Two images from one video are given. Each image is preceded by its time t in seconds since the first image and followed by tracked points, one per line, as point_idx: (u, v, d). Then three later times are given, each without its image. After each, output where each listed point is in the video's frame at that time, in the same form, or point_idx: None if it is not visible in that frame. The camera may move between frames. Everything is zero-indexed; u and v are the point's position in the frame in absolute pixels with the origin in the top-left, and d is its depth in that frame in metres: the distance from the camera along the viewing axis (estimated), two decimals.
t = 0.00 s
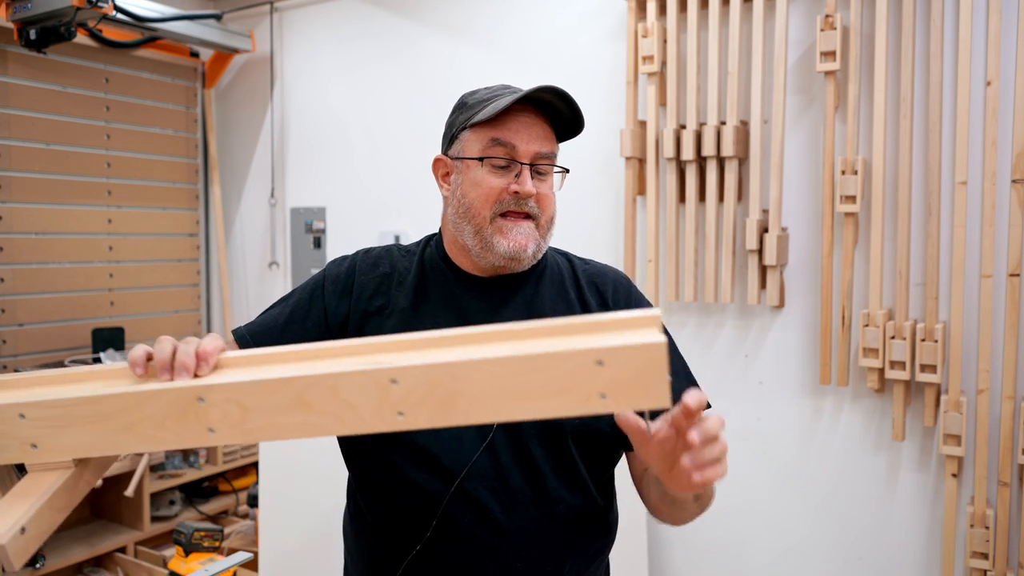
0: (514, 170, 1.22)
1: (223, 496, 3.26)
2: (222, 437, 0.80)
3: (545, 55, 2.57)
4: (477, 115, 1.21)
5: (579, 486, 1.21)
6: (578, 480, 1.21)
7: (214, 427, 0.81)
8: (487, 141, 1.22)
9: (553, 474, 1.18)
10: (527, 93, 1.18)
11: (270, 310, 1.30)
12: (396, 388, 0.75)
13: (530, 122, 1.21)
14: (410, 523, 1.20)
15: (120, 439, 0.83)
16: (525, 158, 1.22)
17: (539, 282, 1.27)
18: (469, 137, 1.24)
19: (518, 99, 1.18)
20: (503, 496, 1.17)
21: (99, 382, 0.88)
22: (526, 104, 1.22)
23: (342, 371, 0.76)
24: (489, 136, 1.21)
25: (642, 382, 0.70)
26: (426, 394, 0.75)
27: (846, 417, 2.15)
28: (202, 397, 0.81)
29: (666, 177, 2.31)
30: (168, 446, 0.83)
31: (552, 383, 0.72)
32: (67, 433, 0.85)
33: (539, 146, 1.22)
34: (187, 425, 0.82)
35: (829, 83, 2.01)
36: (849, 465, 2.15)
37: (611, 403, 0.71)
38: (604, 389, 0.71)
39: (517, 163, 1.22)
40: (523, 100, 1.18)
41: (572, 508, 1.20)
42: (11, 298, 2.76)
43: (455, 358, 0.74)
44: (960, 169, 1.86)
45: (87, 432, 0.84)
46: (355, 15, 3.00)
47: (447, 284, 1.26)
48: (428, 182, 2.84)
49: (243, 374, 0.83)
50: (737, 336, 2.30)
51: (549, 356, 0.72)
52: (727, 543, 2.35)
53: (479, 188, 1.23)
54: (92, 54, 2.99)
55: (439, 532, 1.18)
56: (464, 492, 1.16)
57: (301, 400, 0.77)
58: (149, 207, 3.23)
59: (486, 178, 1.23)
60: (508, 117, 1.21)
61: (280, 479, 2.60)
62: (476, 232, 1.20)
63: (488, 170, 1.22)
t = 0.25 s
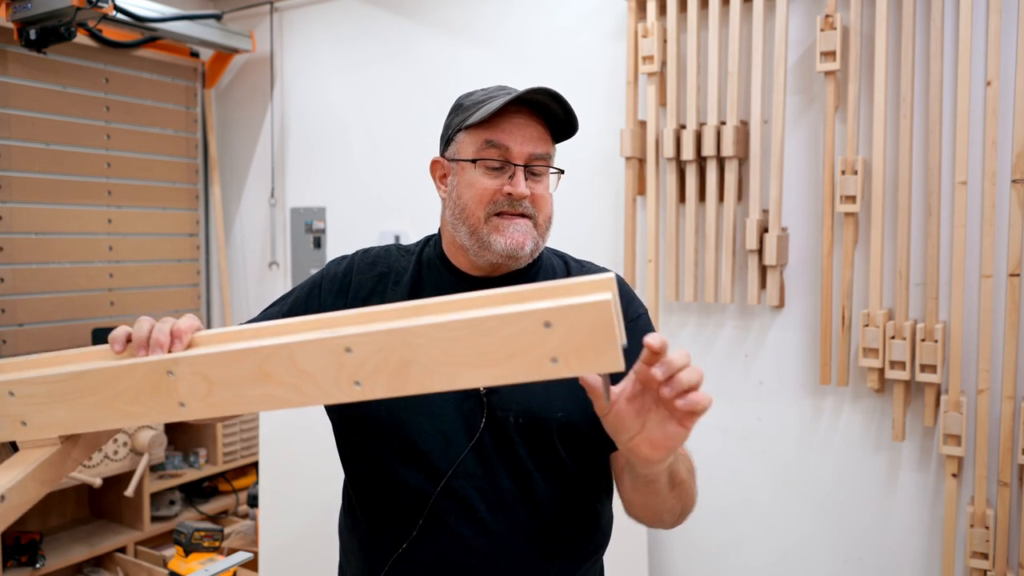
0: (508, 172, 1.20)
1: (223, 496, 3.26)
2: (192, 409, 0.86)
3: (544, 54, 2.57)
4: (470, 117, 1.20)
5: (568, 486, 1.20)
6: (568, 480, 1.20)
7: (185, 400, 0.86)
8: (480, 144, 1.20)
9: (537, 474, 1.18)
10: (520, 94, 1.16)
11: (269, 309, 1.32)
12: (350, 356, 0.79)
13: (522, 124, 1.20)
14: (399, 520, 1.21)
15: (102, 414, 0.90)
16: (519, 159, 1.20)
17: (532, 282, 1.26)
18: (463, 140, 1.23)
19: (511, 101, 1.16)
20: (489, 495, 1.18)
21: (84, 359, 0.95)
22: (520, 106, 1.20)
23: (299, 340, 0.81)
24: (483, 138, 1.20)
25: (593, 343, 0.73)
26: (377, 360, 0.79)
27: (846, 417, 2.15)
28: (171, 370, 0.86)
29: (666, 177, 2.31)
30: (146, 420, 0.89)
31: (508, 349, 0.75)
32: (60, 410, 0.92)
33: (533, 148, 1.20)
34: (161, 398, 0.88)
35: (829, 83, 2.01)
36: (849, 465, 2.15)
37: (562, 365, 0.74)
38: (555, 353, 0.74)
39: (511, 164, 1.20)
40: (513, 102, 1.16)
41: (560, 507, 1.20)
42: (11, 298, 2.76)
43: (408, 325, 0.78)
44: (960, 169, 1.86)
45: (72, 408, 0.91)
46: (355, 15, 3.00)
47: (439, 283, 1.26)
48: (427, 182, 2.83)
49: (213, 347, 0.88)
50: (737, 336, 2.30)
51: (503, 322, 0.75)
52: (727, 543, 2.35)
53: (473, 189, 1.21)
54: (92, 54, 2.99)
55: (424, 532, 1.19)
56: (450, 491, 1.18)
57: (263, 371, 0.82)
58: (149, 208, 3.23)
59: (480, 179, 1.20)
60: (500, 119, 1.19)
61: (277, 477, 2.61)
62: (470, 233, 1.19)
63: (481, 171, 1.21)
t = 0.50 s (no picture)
0: (500, 174, 1.20)
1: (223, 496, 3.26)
2: (174, 398, 0.86)
3: (544, 53, 2.57)
4: (462, 119, 1.20)
5: (557, 488, 1.19)
6: (557, 482, 1.19)
7: (168, 389, 0.87)
8: (472, 146, 1.20)
9: (526, 473, 1.17)
10: (510, 96, 1.16)
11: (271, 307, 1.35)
12: (328, 347, 0.79)
13: (514, 126, 1.19)
14: (388, 519, 1.22)
15: (87, 401, 0.91)
16: (511, 161, 1.20)
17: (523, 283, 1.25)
18: (456, 142, 1.23)
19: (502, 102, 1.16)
20: (476, 496, 1.18)
21: (76, 346, 0.96)
22: (513, 107, 1.20)
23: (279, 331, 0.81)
24: (475, 140, 1.20)
25: (564, 342, 0.72)
26: (354, 353, 0.78)
27: (846, 417, 2.15)
28: (156, 359, 0.87)
29: (666, 177, 2.32)
30: (129, 407, 0.89)
31: (481, 346, 0.74)
32: (50, 397, 0.93)
33: (525, 150, 1.20)
34: (144, 386, 0.88)
35: (829, 83, 2.01)
36: (850, 464, 2.15)
37: (534, 362, 0.73)
38: (528, 350, 0.73)
39: (503, 167, 1.20)
40: (504, 104, 1.16)
41: (548, 510, 1.19)
42: (11, 298, 2.76)
43: (385, 319, 0.77)
44: (961, 169, 1.86)
45: (59, 394, 0.92)
46: (355, 15, 3.00)
47: (433, 281, 1.26)
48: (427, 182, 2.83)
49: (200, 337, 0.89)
50: (737, 336, 2.30)
51: (478, 319, 0.74)
52: (727, 542, 2.35)
53: (465, 191, 1.21)
54: (92, 54, 2.99)
55: (411, 530, 1.19)
56: (438, 490, 1.18)
57: (244, 360, 0.82)
58: (149, 208, 3.23)
59: (473, 181, 1.20)
60: (492, 121, 1.19)
61: (276, 476, 2.61)
62: (464, 235, 1.19)
63: (474, 173, 1.21)
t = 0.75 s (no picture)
0: (494, 175, 1.20)
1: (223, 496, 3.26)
2: (170, 407, 0.87)
3: (545, 52, 2.57)
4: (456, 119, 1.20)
5: (551, 489, 1.19)
6: (551, 483, 1.19)
7: (163, 397, 0.87)
8: (466, 146, 1.20)
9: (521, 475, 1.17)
10: (504, 95, 1.15)
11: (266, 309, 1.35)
12: (321, 357, 0.79)
13: (507, 126, 1.19)
14: (382, 519, 1.21)
15: (82, 408, 0.91)
16: (505, 162, 1.20)
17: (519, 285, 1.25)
18: (451, 142, 1.23)
19: (495, 101, 1.16)
20: (471, 496, 1.18)
21: (70, 353, 0.96)
22: (506, 107, 1.19)
23: (272, 341, 0.81)
24: (469, 140, 1.20)
25: (558, 352, 0.72)
26: (348, 363, 0.79)
27: (846, 417, 2.15)
28: (150, 367, 0.87)
29: (666, 177, 2.31)
30: (125, 414, 0.89)
31: (474, 356, 0.75)
32: (44, 403, 0.92)
33: (519, 150, 1.20)
34: (139, 394, 0.88)
35: (829, 83, 2.01)
36: (850, 464, 2.15)
37: (527, 373, 0.74)
38: (522, 360, 0.74)
39: (497, 167, 1.20)
40: (497, 103, 1.16)
41: (542, 510, 1.19)
42: (10, 298, 2.76)
43: (378, 328, 0.78)
44: (960, 169, 1.86)
45: (54, 402, 0.92)
46: (355, 15, 3.00)
47: (428, 282, 1.26)
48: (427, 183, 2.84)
49: (195, 344, 0.89)
50: (737, 336, 2.30)
51: (472, 328, 0.74)
52: (727, 542, 2.35)
53: (459, 192, 1.21)
54: (92, 54, 2.99)
55: (405, 531, 1.19)
56: (432, 490, 1.18)
57: (238, 369, 0.83)
58: (149, 207, 3.23)
59: (467, 182, 1.21)
60: (486, 121, 1.19)
61: (275, 476, 2.61)
62: (457, 235, 1.19)
63: (468, 174, 1.21)
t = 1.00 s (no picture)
0: (488, 174, 1.20)
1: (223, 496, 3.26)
2: (171, 409, 0.86)
3: (545, 52, 2.57)
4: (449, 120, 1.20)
5: (551, 489, 1.20)
6: (551, 483, 1.19)
7: (164, 399, 0.87)
8: (460, 147, 1.20)
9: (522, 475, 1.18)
10: (497, 94, 1.15)
11: (263, 311, 1.34)
12: (327, 355, 0.79)
13: (500, 125, 1.19)
14: (382, 521, 1.21)
15: (79, 411, 0.91)
16: (500, 161, 1.20)
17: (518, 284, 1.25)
18: (445, 143, 1.23)
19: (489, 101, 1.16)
20: (471, 497, 1.18)
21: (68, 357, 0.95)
22: (500, 106, 1.19)
23: (277, 340, 0.81)
24: (463, 141, 1.20)
25: (565, 348, 0.73)
26: (353, 364, 0.79)
27: (846, 417, 2.15)
28: (152, 369, 0.87)
29: (666, 177, 2.32)
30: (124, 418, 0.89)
31: (481, 353, 0.75)
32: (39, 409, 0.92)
33: (513, 149, 1.19)
34: (139, 397, 0.88)
35: (829, 83, 2.01)
36: (850, 463, 2.15)
37: (535, 367, 0.74)
38: (529, 355, 0.74)
39: (491, 167, 1.20)
40: (489, 102, 1.16)
41: (542, 511, 1.19)
42: (11, 298, 2.76)
43: (383, 327, 0.77)
44: (961, 169, 1.86)
45: (52, 407, 0.92)
46: (355, 15, 3.00)
47: (427, 283, 1.26)
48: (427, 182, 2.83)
49: (194, 345, 0.88)
50: (737, 336, 2.30)
51: (479, 326, 0.74)
52: (728, 542, 2.35)
53: (454, 192, 1.21)
54: (92, 54, 2.99)
55: (405, 533, 1.19)
56: (433, 492, 1.18)
57: (242, 370, 0.83)
58: (149, 207, 3.23)
59: (462, 182, 1.21)
60: (479, 121, 1.19)
61: (276, 476, 2.61)
62: (453, 235, 1.19)
63: (463, 174, 1.21)
